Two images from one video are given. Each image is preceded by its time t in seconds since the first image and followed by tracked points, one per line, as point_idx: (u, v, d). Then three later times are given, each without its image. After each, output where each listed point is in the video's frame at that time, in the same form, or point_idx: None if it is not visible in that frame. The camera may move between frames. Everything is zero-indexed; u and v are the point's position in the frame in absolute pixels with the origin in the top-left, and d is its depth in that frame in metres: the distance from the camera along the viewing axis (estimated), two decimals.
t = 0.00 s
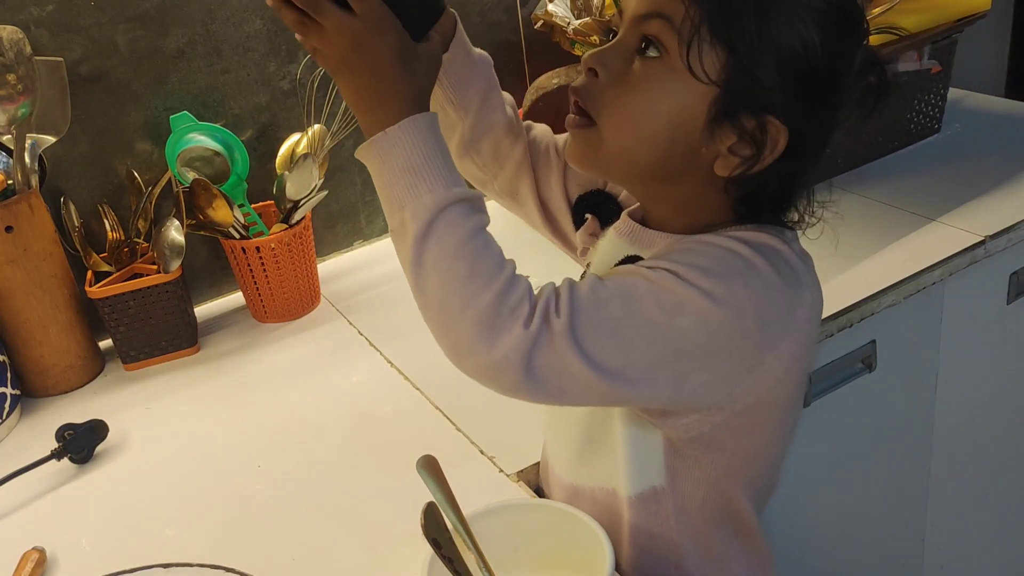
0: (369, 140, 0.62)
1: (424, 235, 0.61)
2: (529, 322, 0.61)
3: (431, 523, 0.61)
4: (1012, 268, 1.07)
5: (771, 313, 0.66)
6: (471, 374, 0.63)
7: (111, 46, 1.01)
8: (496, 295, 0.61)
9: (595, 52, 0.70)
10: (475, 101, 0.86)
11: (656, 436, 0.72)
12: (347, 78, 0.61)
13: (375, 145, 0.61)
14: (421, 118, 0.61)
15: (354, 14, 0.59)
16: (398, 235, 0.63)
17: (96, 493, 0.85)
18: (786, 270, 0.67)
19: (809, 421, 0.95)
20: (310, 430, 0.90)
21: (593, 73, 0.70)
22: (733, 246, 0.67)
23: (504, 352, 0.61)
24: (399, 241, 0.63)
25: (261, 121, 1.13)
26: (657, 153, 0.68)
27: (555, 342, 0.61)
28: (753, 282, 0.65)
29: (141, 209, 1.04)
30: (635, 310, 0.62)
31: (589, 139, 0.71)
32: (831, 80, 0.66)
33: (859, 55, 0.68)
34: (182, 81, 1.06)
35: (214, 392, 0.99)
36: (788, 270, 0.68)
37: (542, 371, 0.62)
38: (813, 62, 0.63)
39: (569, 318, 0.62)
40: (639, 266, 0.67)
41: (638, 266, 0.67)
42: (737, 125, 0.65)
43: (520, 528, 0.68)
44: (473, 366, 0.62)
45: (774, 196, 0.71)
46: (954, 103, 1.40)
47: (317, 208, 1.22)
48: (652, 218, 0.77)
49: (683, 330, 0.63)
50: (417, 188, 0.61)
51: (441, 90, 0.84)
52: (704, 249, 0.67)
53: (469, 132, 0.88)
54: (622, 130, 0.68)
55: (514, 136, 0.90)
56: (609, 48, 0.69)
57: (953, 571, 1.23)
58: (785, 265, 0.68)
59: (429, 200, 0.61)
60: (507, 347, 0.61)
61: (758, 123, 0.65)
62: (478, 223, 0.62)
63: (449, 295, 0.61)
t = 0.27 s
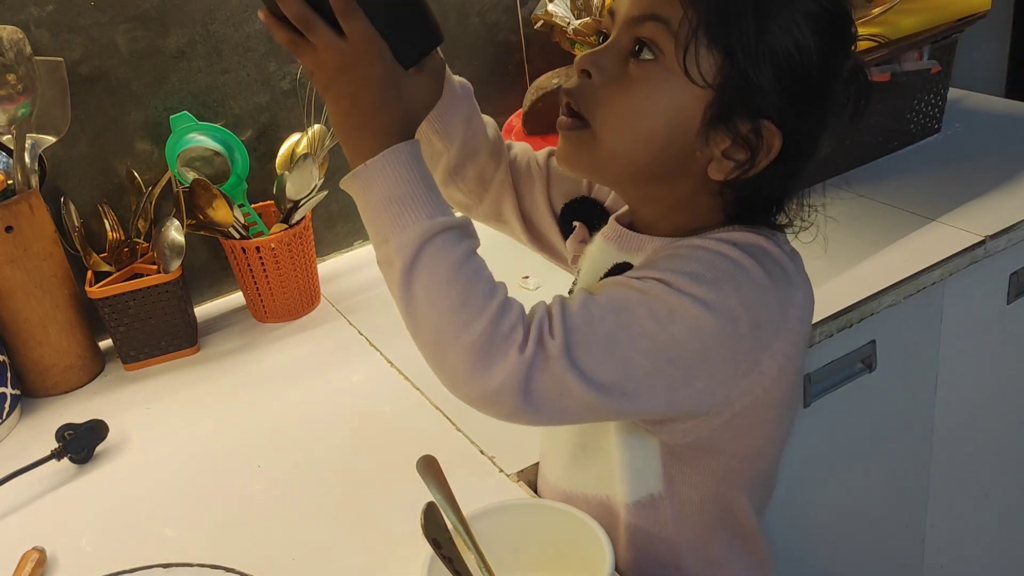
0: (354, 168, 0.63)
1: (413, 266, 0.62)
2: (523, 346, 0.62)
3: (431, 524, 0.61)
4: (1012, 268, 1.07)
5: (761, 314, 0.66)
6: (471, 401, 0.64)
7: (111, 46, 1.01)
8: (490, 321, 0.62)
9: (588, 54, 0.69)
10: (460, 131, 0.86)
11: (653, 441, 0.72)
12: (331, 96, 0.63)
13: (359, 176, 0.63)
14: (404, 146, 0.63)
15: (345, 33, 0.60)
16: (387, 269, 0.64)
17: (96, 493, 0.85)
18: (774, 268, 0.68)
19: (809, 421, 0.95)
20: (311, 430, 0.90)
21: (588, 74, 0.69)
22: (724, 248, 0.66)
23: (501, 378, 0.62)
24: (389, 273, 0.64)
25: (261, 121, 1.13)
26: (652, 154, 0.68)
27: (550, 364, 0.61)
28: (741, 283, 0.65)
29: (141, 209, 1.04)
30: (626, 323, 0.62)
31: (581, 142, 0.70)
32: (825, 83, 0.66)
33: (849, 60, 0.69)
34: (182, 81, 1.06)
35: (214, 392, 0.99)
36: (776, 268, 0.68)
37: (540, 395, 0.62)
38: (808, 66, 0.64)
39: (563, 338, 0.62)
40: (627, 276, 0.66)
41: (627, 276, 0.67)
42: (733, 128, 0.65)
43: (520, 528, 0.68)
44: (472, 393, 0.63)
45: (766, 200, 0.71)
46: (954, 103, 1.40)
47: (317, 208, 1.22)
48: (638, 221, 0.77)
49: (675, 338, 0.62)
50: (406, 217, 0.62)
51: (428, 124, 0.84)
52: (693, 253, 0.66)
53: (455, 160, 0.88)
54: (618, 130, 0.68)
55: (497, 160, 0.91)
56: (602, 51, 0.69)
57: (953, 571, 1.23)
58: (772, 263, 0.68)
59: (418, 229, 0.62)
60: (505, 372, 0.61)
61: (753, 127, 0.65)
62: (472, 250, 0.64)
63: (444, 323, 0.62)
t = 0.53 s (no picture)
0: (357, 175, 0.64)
1: (424, 271, 0.62)
2: (539, 348, 0.62)
3: (431, 524, 0.61)
4: (1012, 268, 1.07)
5: (767, 310, 0.66)
6: (484, 408, 0.63)
7: (111, 46, 1.01)
8: (504, 324, 0.62)
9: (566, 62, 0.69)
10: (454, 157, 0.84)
11: (655, 444, 0.72)
12: (337, 108, 0.63)
13: (365, 183, 0.63)
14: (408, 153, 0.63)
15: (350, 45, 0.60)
16: (394, 275, 0.63)
17: (96, 493, 0.85)
18: (773, 263, 0.68)
19: (809, 421, 0.95)
20: (311, 430, 0.90)
21: (566, 84, 0.68)
22: (725, 246, 0.67)
23: (518, 383, 0.62)
24: (395, 280, 0.63)
25: (261, 121, 1.13)
26: (636, 159, 0.67)
27: (566, 367, 0.61)
28: (747, 280, 0.65)
29: (141, 209, 1.04)
30: (637, 324, 0.62)
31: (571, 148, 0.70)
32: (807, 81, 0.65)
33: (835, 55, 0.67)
34: (181, 81, 1.06)
35: (214, 392, 0.99)
36: (777, 265, 0.68)
37: (558, 398, 0.62)
38: (786, 67, 0.63)
39: (578, 339, 0.62)
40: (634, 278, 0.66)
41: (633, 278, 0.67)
42: (711, 131, 0.64)
43: (520, 528, 0.68)
44: (486, 400, 0.63)
45: (756, 201, 0.71)
46: (954, 103, 1.40)
47: (317, 208, 1.22)
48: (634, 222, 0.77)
49: (686, 336, 0.63)
50: (415, 222, 0.62)
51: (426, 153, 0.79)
52: (698, 252, 0.66)
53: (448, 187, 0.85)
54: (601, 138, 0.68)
55: (482, 177, 0.90)
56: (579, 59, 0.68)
57: (953, 571, 1.23)
58: (773, 260, 0.68)
59: (427, 233, 0.62)
60: (521, 375, 0.61)
61: (732, 129, 0.64)
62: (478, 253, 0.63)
63: (457, 328, 0.62)
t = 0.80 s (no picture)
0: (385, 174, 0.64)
1: (456, 264, 0.62)
2: (568, 342, 0.62)
3: (431, 524, 0.61)
4: (1011, 268, 1.07)
5: (789, 301, 0.66)
6: (511, 403, 0.64)
7: (111, 46, 1.01)
8: (534, 319, 0.62)
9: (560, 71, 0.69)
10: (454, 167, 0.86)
11: (676, 437, 0.71)
12: (354, 115, 0.63)
13: (394, 180, 0.63)
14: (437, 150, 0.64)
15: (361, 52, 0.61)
16: (422, 274, 0.64)
17: (96, 493, 0.85)
18: (790, 253, 0.68)
19: (809, 421, 0.95)
20: (311, 430, 0.90)
21: (563, 91, 0.68)
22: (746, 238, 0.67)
23: (547, 376, 0.62)
24: (425, 274, 0.64)
25: (261, 121, 1.13)
26: (636, 162, 0.68)
27: (595, 360, 0.62)
28: (771, 271, 0.65)
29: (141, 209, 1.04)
30: (664, 315, 0.62)
31: (577, 152, 0.71)
32: (802, 79, 0.64)
33: (834, 47, 0.66)
34: (181, 81, 1.06)
35: (214, 392, 0.99)
36: (795, 256, 0.69)
37: (585, 391, 0.62)
38: (779, 66, 0.62)
39: (606, 333, 0.62)
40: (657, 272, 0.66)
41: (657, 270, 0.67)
42: (706, 132, 0.64)
43: (520, 528, 0.68)
44: (515, 394, 0.63)
45: (757, 198, 0.71)
46: (954, 103, 1.40)
47: (317, 208, 1.22)
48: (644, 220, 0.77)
49: (713, 328, 0.63)
50: (439, 220, 0.63)
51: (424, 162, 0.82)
52: (721, 243, 0.66)
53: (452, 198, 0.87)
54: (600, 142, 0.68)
55: (486, 186, 0.92)
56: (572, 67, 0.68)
57: (953, 571, 1.23)
58: (791, 251, 0.69)
59: (452, 231, 0.62)
60: (550, 370, 0.62)
61: (726, 128, 0.64)
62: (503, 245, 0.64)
63: (486, 323, 0.62)
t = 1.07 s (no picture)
0: (456, 153, 0.65)
1: (496, 252, 0.64)
2: (583, 342, 0.63)
3: (431, 524, 0.61)
4: (1012, 268, 1.07)
5: (802, 299, 0.66)
6: (525, 395, 0.65)
7: (112, 46, 1.01)
8: (553, 317, 0.63)
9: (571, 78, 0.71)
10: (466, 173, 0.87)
11: (688, 429, 0.72)
12: (418, 122, 0.64)
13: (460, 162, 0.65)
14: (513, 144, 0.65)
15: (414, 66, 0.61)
16: (471, 262, 0.66)
17: (96, 493, 0.85)
18: (804, 248, 0.68)
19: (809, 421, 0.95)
20: (311, 430, 0.90)
21: (574, 95, 0.70)
22: (762, 235, 0.66)
23: (559, 373, 0.63)
24: (470, 253, 0.66)
25: (261, 121, 1.13)
26: (649, 162, 0.68)
27: (603, 359, 0.62)
28: (784, 268, 0.65)
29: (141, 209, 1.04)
30: (675, 313, 0.63)
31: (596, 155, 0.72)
32: (806, 75, 0.63)
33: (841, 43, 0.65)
34: (181, 81, 1.06)
35: (214, 392, 0.99)
36: (810, 252, 0.68)
37: (594, 390, 0.63)
38: (782, 61, 0.61)
39: (618, 335, 0.63)
40: (672, 267, 0.67)
41: (673, 265, 0.67)
42: (716, 130, 0.64)
43: (520, 528, 0.68)
44: (528, 387, 0.65)
45: (770, 190, 0.70)
46: (954, 103, 1.40)
47: (317, 208, 1.22)
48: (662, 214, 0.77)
49: (723, 327, 0.63)
50: (496, 211, 0.64)
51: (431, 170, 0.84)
52: (736, 239, 0.66)
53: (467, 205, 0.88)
54: (612, 144, 0.69)
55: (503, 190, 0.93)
56: (582, 74, 0.69)
57: (953, 571, 1.23)
58: (806, 247, 0.69)
59: (506, 224, 0.64)
60: (561, 368, 0.63)
61: (735, 126, 0.64)
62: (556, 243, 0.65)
63: (509, 317, 0.64)
